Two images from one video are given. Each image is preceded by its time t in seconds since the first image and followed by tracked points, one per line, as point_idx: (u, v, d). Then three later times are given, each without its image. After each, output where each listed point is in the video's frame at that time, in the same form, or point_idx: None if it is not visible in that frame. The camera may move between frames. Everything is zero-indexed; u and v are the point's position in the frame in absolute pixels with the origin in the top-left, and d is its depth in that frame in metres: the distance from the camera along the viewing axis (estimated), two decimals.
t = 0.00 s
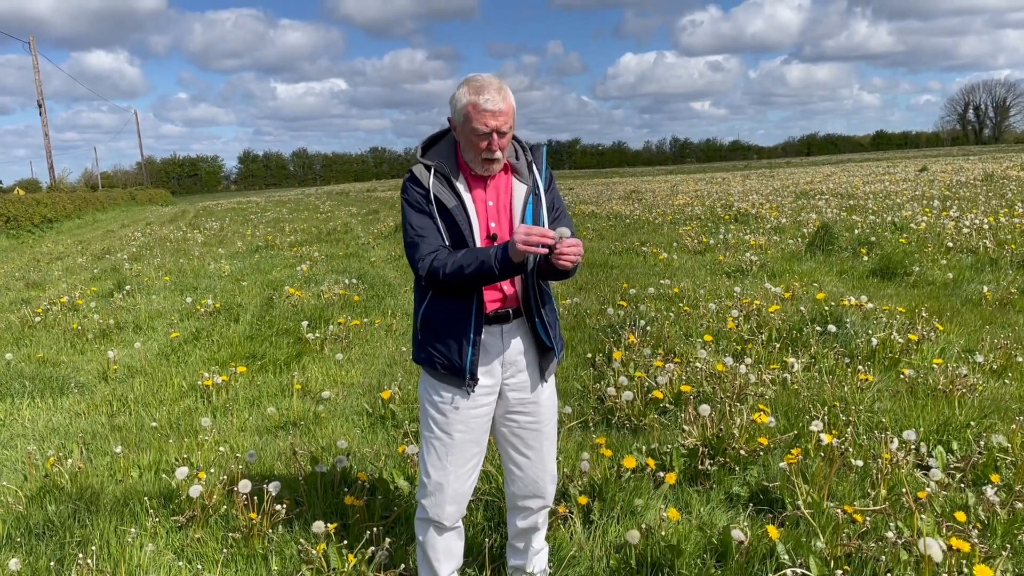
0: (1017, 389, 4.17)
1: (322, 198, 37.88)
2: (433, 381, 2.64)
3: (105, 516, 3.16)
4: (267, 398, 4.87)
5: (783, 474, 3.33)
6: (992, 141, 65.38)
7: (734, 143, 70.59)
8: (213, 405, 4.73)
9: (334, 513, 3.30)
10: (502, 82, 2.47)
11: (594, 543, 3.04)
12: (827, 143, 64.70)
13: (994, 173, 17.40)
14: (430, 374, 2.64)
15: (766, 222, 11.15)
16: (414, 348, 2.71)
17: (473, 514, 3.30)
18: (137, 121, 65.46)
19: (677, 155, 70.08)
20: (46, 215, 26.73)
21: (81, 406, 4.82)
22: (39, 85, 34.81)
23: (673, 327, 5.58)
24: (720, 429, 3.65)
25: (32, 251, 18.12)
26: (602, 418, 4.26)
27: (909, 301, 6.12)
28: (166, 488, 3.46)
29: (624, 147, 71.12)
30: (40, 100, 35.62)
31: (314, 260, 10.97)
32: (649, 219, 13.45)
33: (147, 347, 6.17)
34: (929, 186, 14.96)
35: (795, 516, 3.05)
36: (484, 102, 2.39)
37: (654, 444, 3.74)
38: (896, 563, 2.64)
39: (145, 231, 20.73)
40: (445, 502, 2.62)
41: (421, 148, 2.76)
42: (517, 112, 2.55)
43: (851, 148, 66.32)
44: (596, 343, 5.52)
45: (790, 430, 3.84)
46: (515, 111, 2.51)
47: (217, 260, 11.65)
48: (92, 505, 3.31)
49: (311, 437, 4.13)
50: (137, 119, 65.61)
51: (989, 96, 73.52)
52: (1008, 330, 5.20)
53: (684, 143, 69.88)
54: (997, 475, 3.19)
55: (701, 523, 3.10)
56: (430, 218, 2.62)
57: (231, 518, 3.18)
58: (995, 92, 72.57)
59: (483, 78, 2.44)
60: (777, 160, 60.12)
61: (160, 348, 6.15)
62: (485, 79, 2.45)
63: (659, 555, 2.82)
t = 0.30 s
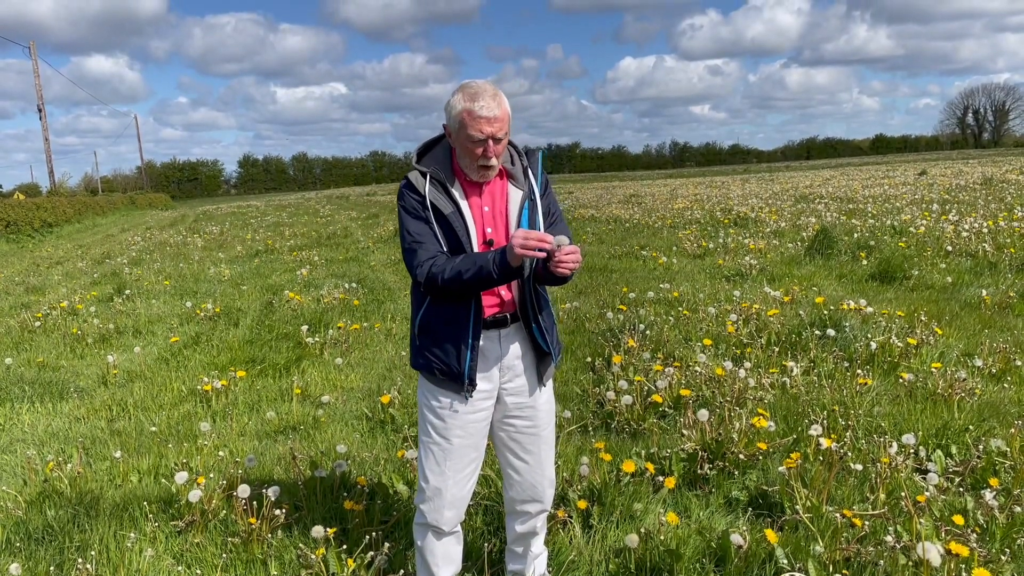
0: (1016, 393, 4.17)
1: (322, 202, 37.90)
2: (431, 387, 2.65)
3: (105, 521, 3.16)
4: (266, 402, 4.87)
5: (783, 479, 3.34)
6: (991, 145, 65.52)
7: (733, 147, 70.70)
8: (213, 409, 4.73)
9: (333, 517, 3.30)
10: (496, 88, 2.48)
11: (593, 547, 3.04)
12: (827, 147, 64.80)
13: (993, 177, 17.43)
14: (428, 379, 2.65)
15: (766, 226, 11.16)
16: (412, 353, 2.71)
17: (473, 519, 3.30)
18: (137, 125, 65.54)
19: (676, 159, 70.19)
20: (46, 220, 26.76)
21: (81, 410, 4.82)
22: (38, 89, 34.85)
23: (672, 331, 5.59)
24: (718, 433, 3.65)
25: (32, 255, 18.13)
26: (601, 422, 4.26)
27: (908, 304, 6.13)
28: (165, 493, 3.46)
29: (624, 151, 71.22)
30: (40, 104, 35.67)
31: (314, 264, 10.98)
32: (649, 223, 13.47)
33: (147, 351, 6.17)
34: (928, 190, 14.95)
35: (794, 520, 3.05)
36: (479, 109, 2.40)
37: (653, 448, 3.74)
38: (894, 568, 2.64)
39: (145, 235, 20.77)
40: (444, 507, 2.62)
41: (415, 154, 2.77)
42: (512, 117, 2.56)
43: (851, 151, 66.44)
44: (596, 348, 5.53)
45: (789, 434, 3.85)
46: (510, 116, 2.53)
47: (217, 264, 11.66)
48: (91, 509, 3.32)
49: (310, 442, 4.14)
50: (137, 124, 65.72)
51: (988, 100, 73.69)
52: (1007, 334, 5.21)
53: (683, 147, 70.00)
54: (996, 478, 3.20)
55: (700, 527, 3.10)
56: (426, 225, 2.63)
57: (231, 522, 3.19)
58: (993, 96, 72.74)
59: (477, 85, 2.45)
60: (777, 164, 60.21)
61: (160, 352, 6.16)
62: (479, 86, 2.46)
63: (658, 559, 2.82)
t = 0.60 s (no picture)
0: (1016, 395, 4.17)
1: (322, 204, 37.91)
2: (431, 390, 2.65)
3: (105, 524, 3.16)
4: (266, 405, 4.87)
5: (782, 481, 3.34)
6: (990, 148, 65.61)
7: (733, 149, 70.77)
8: (213, 412, 4.73)
9: (333, 520, 3.30)
10: (496, 90, 2.50)
11: (594, 550, 3.04)
12: (827, 150, 64.88)
13: (993, 179, 17.44)
14: (428, 382, 2.65)
15: (765, 229, 11.17)
16: (412, 356, 2.72)
17: (473, 522, 3.30)
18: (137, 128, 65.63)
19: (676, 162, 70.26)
20: (46, 223, 26.77)
21: (81, 413, 4.83)
22: (38, 92, 34.96)
23: (672, 334, 5.59)
24: (718, 436, 3.65)
25: (32, 258, 18.12)
26: (601, 425, 4.26)
27: (908, 307, 6.13)
28: (165, 496, 3.46)
29: (623, 154, 71.30)
30: (40, 107, 35.71)
31: (314, 267, 11.00)
32: (649, 225, 13.48)
33: (147, 354, 6.18)
34: (928, 192, 14.96)
35: (794, 522, 3.05)
36: (477, 109, 2.41)
37: (653, 451, 3.74)
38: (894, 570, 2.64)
39: (145, 238, 20.82)
40: (443, 510, 2.62)
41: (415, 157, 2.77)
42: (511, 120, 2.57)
43: (851, 154, 66.50)
44: (596, 350, 5.53)
45: (789, 437, 3.84)
46: (508, 119, 2.53)
47: (217, 267, 11.66)
48: (91, 512, 3.31)
49: (310, 445, 4.14)
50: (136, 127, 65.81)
51: (987, 102, 73.80)
52: (1007, 337, 5.21)
53: (683, 150, 70.09)
54: (995, 481, 3.20)
55: (700, 530, 3.10)
56: (426, 228, 2.63)
57: (231, 525, 3.19)
58: (993, 99, 72.83)
59: (477, 86, 2.47)
60: (777, 166, 60.26)
61: (159, 355, 6.16)
62: (479, 87, 2.48)
63: (658, 562, 2.83)
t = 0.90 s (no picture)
0: (1017, 396, 4.17)
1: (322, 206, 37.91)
2: (431, 391, 2.65)
3: (105, 526, 3.16)
4: (266, 407, 4.87)
5: (783, 483, 3.34)
6: (990, 149, 65.66)
7: (733, 151, 70.81)
8: (213, 414, 4.73)
9: (334, 522, 3.30)
10: (503, 90, 2.55)
11: (594, 551, 3.03)
12: (827, 151, 64.94)
13: (993, 180, 17.45)
14: (428, 383, 2.65)
15: (766, 230, 11.18)
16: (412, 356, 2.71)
17: (473, 523, 3.29)
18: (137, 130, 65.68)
19: (676, 163, 70.30)
20: (47, 225, 26.76)
21: (81, 415, 4.83)
22: (39, 95, 35.01)
23: (672, 335, 5.58)
24: (719, 437, 3.65)
25: (32, 260, 18.10)
26: (602, 426, 4.26)
27: (908, 308, 6.13)
28: (165, 498, 3.46)
29: (624, 156, 71.34)
30: (40, 109, 35.76)
31: (314, 268, 11.00)
32: (649, 227, 13.48)
33: (147, 356, 6.17)
34: (928, 194, 15.00)
35: (795, 524, 3.05)
36: (477, 100, 2.46)
37: (654, 452, 3.74)
38: (896, 571, 2.64)
39: (145, 240, 20.82)
40: (442, 511, 2.62)
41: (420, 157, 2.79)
42: (515, 123, 2.60)
43: (852, 155, 66.52)
44: (596, 352, 5.53)
45: (789, 438, 3.84)
46: (511, 119, 2.57)
47: (217, 269, 11.67)
48: (91, 514, 3.31)
49: (311, 446, 4.13)
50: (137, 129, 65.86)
51: (987, 104, 73.86)
52: (1007, 338, 5.21)
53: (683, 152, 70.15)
54: (996, 482, 3.19)
55: (701, 532, 3.10)
56: (428, 228, 2.63)
57: (231, 527, 3.18)
58: (993, 101, 72.90)
59: (483, 83, 2.54)
60: (777, 168, 60.28)
61: (160, 357, 6.16)
62: (486, 86, 2.55)
63: (659, 563, 2.83)
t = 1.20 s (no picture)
0: (1018, 396, 4.17)
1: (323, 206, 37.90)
2: (430, 391, 2.65)
3: (105, 526, 3.16)
4: (267, 407, 4.87)
5: (784, 483, 3.34)
6: (990, 150, 65.67)
7: (733, 151, 70.80)
8: (214, 414, 4.73)
9: (334, 522, 3.30)
10: (511, 91, 2.51)
11: (595, 552, 3.03)
12: (827, 151, 64.96)
13: (993, 181, 17.43)
14: (426, 382, 2.65)
15: (766, 231, 11.18)
16: (410, 353, 2.71)
17: (473, 524, 3.29)
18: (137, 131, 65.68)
19: (676, 164, 70.33)
20: (47, 226, 26.77)
21: (81, 415, 4.83)
22: (40, 96, 35.08)
23: (673, 335, 5.58)
24: (720, 437, 3.65)
25: (32, 261, 18.09)
26: (602, 427, 4.26)
27: (908, 309, 6.13)
28: (165, 498, 3.46)
29: (624, 156, 71.33)
30: (40, 110, 35.78)
31: (314, 269, 11.00)
32: (649, 228, 13.48)
33: (147, 357, 6.18)
34: (928, 195, 15.00)
35: (796, 524, 3.04)
36: (492, 107, 2.42)
37: (654, 453, 3.74)
38: (897, 571, 2.64)
39: (146, 240, 20.85)
40: (441, 511, 2.62)
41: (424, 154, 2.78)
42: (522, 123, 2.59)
43: (851, 155, 66.56)
44: (597, 352, 5.53)
45: (790, 438, 3.84)
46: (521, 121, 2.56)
47: (217, 269, 11.67)
48: (91, 514, 3.31)
49: (311, 446, 4.13)
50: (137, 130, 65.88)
51: (987, 104, 73.86)
52: (1008, 338, 5.21)
53: (683, 152, 70.18)
54: (997, 482, 3.19)
55: (702, 532, 3.09)
56: (428, 223, 2.62)
57: (231, 527, 3.18)
58: (993, 101, 72.91)
59: (493, 85, 2.48)
60: (777, 168, 60.28)
61: (160, 357, 6.16)
62: (495, 87, 2.50)
63: (660, 563, 2.82)
